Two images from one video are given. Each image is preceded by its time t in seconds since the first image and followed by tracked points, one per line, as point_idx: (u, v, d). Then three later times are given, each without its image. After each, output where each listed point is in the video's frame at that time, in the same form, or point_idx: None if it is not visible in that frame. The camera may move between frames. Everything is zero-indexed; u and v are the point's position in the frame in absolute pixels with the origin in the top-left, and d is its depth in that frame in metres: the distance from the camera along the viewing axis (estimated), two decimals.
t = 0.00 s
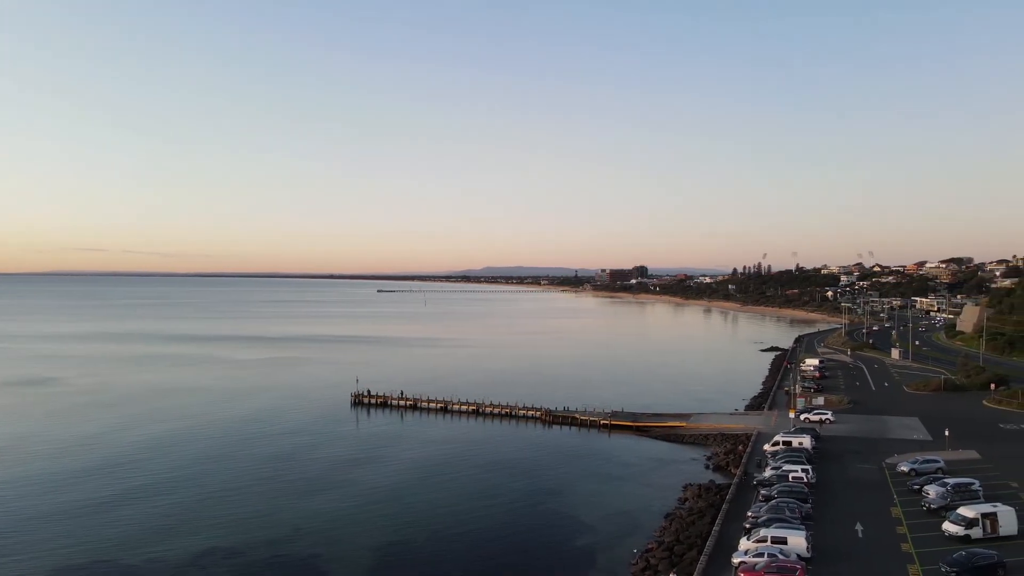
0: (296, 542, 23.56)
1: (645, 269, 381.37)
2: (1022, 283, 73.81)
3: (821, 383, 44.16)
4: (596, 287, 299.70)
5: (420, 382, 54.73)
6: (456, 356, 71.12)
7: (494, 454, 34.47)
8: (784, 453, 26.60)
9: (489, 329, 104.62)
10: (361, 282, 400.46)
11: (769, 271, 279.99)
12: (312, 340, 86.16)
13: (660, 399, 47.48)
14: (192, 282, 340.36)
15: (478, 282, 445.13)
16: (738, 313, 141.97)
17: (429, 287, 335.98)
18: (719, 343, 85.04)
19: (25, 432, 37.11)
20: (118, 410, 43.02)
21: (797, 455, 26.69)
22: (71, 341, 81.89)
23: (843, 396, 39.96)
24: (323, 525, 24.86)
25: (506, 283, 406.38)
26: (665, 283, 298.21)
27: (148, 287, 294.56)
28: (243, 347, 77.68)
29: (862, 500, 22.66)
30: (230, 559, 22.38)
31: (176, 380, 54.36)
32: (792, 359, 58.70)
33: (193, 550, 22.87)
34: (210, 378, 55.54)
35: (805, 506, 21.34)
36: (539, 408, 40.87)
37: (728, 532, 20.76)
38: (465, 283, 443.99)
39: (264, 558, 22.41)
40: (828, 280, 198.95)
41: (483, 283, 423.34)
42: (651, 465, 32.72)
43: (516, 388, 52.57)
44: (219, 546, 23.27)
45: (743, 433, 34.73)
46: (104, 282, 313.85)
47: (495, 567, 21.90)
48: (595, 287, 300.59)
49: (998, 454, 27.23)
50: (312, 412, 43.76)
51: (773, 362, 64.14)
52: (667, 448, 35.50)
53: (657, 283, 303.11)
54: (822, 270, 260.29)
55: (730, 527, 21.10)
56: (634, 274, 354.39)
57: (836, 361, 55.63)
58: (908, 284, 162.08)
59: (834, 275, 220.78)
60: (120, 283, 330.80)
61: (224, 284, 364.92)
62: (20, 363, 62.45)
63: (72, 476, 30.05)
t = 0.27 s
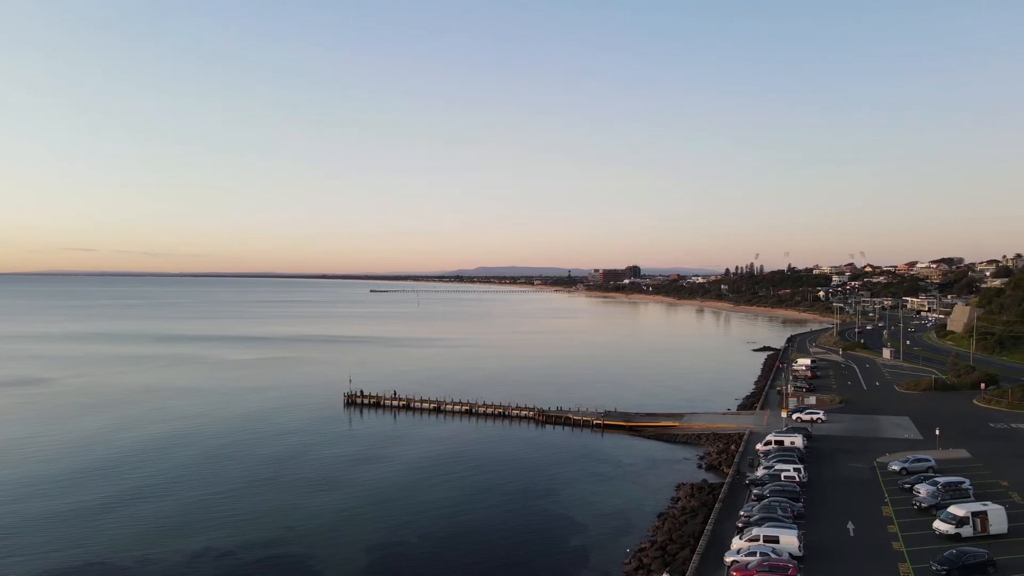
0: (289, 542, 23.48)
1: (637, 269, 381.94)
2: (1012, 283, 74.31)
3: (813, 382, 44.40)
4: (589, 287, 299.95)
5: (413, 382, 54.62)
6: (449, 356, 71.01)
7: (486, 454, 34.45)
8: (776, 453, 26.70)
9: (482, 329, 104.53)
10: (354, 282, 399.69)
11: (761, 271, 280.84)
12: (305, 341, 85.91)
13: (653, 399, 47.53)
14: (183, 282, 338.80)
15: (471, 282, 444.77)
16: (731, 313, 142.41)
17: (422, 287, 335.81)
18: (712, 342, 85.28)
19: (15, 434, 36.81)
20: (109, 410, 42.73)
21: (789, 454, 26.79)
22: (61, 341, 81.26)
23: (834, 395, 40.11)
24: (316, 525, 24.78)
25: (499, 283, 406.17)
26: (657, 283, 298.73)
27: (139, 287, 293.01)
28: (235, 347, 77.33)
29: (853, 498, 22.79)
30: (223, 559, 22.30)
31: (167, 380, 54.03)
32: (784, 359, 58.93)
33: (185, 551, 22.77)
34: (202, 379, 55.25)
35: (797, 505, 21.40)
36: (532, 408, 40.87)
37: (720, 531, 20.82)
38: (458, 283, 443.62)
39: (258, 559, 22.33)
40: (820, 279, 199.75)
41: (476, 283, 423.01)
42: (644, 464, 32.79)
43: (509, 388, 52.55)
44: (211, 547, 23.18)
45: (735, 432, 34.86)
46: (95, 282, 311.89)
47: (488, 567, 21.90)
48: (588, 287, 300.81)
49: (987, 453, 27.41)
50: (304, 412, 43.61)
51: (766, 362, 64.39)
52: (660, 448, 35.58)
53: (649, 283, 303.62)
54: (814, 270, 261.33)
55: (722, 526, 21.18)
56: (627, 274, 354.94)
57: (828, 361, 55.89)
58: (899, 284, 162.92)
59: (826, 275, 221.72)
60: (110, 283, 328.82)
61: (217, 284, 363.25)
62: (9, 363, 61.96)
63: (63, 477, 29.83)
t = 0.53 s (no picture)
0: (282, 543, 23.40)
1: (630, 269, 382.47)
2: (1001, 283, 74.79)
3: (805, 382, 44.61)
4: (582, 288, 300.24)
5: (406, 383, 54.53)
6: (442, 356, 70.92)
7: (479, 454, 34.42)
8: (768, 452, 26.80)
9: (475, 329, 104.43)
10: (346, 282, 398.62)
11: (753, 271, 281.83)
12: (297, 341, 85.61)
13: (646, 399, 47.61)
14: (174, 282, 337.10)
15: (464, 282, 444.52)
16: (724, 313, 142.87)
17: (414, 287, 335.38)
18: (704, 343, 85.50)
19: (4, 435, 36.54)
20: (99, 411, 42.44)
21: (781, 454, 26.89)
22: (50, 342, 80.66)
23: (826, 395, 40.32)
24: (308, 526, 24.72)
25: (492, 283, 406.08)
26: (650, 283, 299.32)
27: (129, 287, 291.31)
28: (227, 347, 76.96)
29: (845, 497, 22.91)
30: (215, 561, 22.20)
31: (158, 381, 53.74)
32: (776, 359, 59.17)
33: (176, 552, 22.65)
34: (193, 379, 55.01)
35: (789, 504, 21.49)
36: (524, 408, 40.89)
37: (713, 530, 20.87)
38: (451, 283, 443.21)
39: (250, 560, 22.25)
40: (812, 280, 200.67)
41: (469, 283, 422.69)
42: (636, 464, 32.84)
43: (502, 388, 52.53)
44: (203, 548, 23.08)
45: (728, 432, 34.97)
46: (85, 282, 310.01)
47: (481, 567, 21.90)
48: (581, 287, 301.09)
49: (977, 452, 27.58)
50: (296, 412, 43.46)
51: (758, 362, 64.59)
52: (652, 447, 35.67)
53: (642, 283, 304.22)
54: (806, 270, 262.52)
55: (715, 525, 21.26)
56: (620, 274, 355.56)
57: (820, 361, 56.16)
58: (890, 284, 163.85)
59: (817, 275, 222.71)
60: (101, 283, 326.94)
61: (208, 284, 361.64)
62: None
63: (52, 479, 29.63)
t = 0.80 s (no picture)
0: (274, 543, 23.32)
1: (622, 269, 383.13)
2: (990, 283, 75.40)
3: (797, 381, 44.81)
4: (575, 288, 300.55)
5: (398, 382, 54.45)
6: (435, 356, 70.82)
7: (472, 454, 34.38)
8: (760, 451, 26.88)
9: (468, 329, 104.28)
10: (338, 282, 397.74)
11: (745, 272, 282.82)
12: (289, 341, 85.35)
13: (639, 399, 47.67)
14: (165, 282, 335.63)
15: (457, 282, 444.29)
16: (716, 313, 143.30)
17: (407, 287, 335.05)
18: (697, 343, 85.68)
19: None
20: (89, 412, 42.16)
21: (773, 453, 26.99)
22: (39, 342, 80.11)
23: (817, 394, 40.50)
24: (301, 526, 24.65)
25: (484, 283, 405.97)
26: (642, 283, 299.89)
27: (120, 287, 289.76)
28: (218, 348, 76.64)
29: (836, 496, 23.01)
30: (207, 561, 22.10)
31: (149, 381, 53.46)
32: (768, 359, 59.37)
33: (168, 553, 22.54)
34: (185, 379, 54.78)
35: (781, 503, 21.56)
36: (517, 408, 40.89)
37: (705, 529, 20.92)
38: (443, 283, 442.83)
39: (242, 560, 22.15)
40: (803, 279, 201.50)
41: (462, 283, 422.41)
42: (629, 463, 32.89)
43: (495, 388, 52.53)
44: (194, 549, 22.97)
45: (720, 431, 35.06)
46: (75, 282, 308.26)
47: (473, 567, 21.89)
48: (574, 287, 301.43)
49: (967, 451, 27.80)
50: (289, 413, 43.32)
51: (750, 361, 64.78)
52: (645, 447, 35.74)
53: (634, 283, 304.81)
54: (797, 271, 263.62)
55: (707, 524, 21.31)
56: (613, 274, 356.07)
57: (811, 361, 56.39)
58: (881, 284, 164.73)
59: (809, 275, 223.67)
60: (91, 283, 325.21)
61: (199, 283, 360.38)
62: None
63: (42, 480, 29.43)
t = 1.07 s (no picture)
0: (266, 544, 23.23)
1: (615, 270, 383.70)
2: (980, 283, 75.90)
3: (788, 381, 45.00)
4: (567, 287, 300.75)
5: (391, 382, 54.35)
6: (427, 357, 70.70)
7: (464, 454, 34.31)
8: (752, 451, 26.95)
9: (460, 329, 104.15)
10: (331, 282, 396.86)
11: (737, 271, 283.76)
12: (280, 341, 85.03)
13: (631, 399, 47.73)
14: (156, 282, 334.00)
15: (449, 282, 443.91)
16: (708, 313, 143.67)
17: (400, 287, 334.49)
18: (689, 342, 85.85)
19: None
20: (79, 413, 41.85)
21: (765, 452, 27.06)
22: (28, 342, 79.52)
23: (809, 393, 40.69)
24: (293, 527, 24.56)
25: (477, 283, 405.76)
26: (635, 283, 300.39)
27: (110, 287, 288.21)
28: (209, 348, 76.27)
29: (827, 495, 23.10)
30: (198, 562, 21.98)
31: (139, 382, 53.15)
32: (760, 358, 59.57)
33: (159, 554, 22.41)
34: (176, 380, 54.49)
35: (773, 502, 21.61)
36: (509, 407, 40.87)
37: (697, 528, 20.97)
38: (436, 283, 442.31)
39: (234, 561, 22.05)
40: (795, 279, 202.33)
41: (455, 283, 422.04)
42: (621, 463, 32.91)
43: (487, 387, 52.49)
44: (185, 550, 22.85)
45: (712, 431, 35.13)
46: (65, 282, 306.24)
47: (466, 567, 21.86)
48: (567, 287, 301.58)
49: (957, 450, 27.98)
50: (281, 413, 43.15)
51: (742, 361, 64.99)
52: (638, 446, 35.78)
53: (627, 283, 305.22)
54: (789, 271, 264.67)
55: (699, 523, 21.35)
56: (605, 274, 356.60)
57: (803, 360, 56.61)
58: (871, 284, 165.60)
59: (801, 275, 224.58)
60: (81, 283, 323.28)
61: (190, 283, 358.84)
62: None
63: (31, 482, 29.20)
